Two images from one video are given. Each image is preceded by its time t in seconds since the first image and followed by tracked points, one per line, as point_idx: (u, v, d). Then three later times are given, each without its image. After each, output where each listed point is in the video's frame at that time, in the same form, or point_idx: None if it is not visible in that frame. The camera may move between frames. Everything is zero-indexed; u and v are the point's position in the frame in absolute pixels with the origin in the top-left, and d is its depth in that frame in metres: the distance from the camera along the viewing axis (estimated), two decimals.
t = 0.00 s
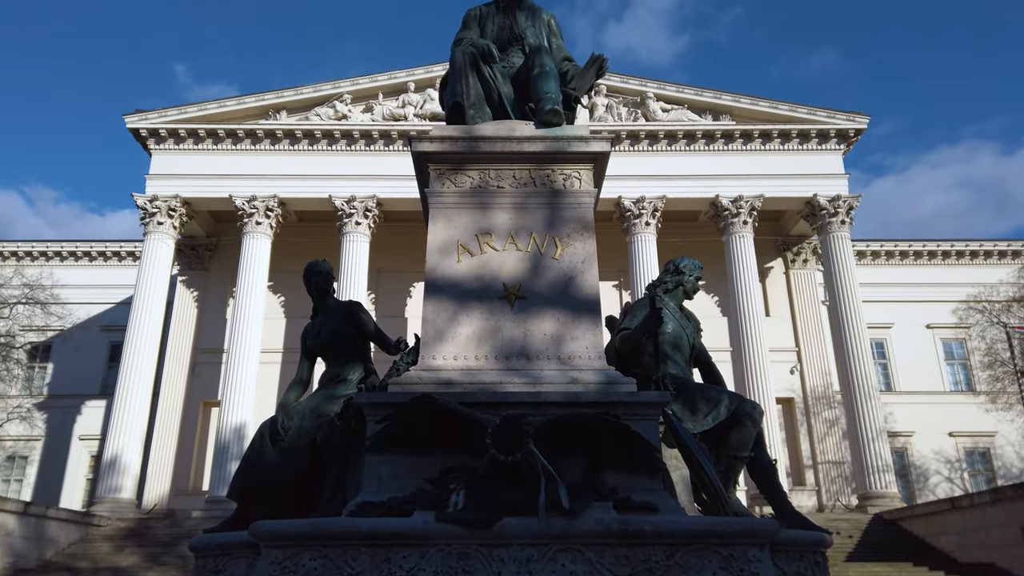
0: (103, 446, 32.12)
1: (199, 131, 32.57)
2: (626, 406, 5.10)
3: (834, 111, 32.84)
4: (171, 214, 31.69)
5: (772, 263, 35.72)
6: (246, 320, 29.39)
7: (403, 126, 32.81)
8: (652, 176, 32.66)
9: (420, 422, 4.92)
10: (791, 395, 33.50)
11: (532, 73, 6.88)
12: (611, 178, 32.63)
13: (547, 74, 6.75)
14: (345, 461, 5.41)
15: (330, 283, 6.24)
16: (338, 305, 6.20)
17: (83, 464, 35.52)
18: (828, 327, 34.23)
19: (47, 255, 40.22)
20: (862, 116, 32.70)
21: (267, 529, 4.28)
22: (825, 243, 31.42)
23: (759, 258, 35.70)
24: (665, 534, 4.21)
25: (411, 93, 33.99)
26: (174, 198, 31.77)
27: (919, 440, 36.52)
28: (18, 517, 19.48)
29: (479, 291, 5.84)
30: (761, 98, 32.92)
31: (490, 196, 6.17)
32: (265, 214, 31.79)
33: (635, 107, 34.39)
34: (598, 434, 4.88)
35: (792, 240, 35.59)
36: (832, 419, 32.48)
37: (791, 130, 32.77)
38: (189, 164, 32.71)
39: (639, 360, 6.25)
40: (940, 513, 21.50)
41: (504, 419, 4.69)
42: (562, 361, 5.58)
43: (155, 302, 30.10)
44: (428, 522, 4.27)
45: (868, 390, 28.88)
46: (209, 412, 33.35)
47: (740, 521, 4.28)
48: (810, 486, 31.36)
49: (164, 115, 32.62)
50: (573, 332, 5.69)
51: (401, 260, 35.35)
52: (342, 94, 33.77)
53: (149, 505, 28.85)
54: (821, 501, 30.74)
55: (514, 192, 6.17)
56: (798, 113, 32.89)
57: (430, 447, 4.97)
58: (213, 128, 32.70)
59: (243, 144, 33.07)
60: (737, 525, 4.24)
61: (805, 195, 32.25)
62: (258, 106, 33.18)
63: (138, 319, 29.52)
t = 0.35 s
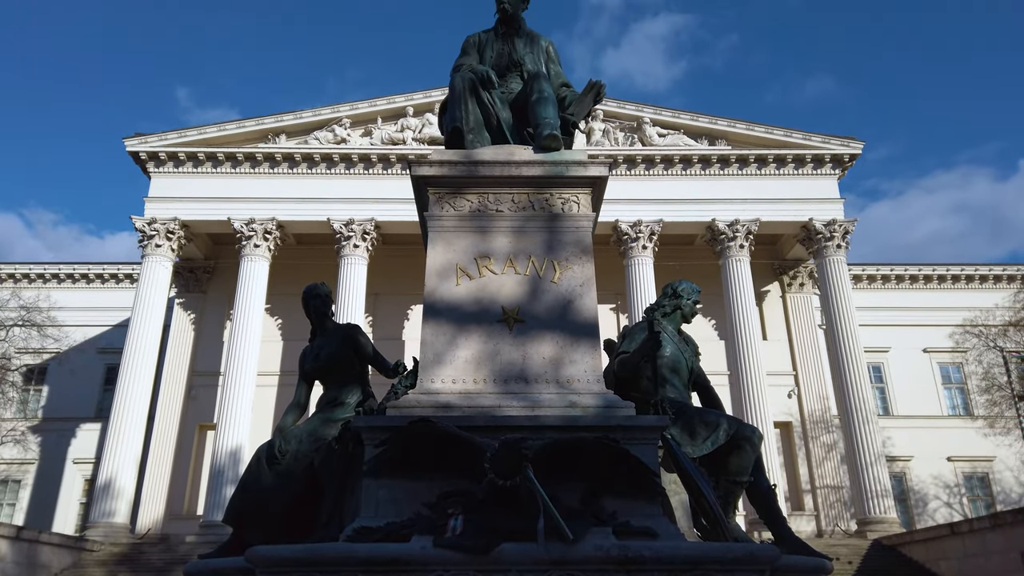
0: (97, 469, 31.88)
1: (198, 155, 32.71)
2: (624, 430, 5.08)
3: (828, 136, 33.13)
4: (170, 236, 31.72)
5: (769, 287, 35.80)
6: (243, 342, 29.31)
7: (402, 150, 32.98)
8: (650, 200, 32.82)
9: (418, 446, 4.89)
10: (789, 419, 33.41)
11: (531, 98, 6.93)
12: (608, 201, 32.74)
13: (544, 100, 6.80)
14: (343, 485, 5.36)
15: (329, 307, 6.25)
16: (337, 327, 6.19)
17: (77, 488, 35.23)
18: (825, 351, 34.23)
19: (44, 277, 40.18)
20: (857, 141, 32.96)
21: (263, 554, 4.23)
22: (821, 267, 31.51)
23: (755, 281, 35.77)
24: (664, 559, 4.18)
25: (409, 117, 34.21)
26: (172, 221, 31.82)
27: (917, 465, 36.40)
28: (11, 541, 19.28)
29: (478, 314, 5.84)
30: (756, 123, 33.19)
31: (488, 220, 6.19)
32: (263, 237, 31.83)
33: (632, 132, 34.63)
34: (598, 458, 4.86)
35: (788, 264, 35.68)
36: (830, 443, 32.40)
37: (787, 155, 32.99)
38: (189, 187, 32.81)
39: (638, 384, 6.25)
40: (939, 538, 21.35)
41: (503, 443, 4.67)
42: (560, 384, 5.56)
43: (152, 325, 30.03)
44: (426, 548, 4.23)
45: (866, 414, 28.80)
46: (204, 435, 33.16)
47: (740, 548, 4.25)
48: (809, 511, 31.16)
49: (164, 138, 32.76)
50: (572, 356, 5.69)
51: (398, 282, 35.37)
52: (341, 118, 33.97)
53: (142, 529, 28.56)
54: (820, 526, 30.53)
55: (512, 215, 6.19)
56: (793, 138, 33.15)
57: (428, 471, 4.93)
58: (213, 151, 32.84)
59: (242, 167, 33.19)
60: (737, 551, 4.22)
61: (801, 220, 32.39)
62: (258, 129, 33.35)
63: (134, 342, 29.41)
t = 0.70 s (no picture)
0: (92, 490, 31.65)
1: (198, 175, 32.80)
2: (624, 451, 5.04)
3: (825, 157, 33.34)
4: (168, 256, 31.71)
5: (767, 307, 35.83)
6: (240, 362, 29.19)
7: (401, 170, 33.09)
8: (647, 220, 32.90)
9: (416, 466, 4.85)
10: (789, 440, 33.26)
11: (530, 119, 6.96)
12: (606, 221, 32.80)
13: (543, 120, 6.83)
14: (339, 506, 5.30)
15: (327, 326, 6.23)
16: (335, 346, 6.16)
17: (71, 510, 34.93)
18: (824, 372, 34.19)
19: (41, 297, 40.10)
20: (853, 162, 33.14)
21: None
22: (819, 287, 31.55)
23: (753, 301, 35.78)
24: None
25: (408, 138, 34.38)
26: (171, 241, 31.84)
27: (917, 486, 36.20)
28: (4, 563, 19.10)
29: (477, 334, 5.82)
30: (753, 145, 33.40)
31: (488, 239, 6.19)
32: (261, 256, 31.84)
33: (629, 152, 34.80)
34: (598, 479, 4.81)
35: (786, 284, 35.71)
36: (830, 464, 32.27)
37: (784, 176, 33.14)
38: (188, 206, 32.87)
39: (637, 405, 6.22)
40: (940, 561, 21.18)
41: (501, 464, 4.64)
42: (560, 405, 5.53)
43: (148, 344, 29.93)
44: (424, 570, 4.21)
45: (865, 435, 28.66)
46: (200, 455, 32.96)
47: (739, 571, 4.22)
48: (809, 533, 30.95)
49: (164, 158, 32.88)
50: (571, 376, 5.66)
51: (396, 302, 35.34)
52: (341, 138, 34.13)
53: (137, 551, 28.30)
54: (821, 549, 30.28)
55: (511, 236, 6.19)
56: (790, 158, 33.31)
57: (426, 491, 4.88)
58: (212, 171, 32.94)
59: (241, 187, 33.27)
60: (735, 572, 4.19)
61: (798, 240, 32.46)
62: (257, 149, 33.49)
63: (131, 362, 29.29)
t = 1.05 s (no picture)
0: (87, 507, 31.44)
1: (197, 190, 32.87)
2: (623, 468, 5.01)
3: (822, 174, 33.48)
4: (166, 271, 31.70)
5: (765, 323, 35.82)
6: (238, 378, 29.11)
7: (399, 186, 33.17)
8: (645, 236, 32.95)
9: (415, 482, 4.82)
10: (788, 456, 33.13)
11: (528, 135, 6.98)
12: (604, 237, 32.86)
13: (541, 137, 6.85)
14: (337, 524, 5.26)
15: (325, 341, 6.21)
16: (333, 363, 6.14)
17: (66, 527, 34.70)
18: (823, 388, 34.15)
19: (38, 312, 40.02)
20: (850, 179, 33.29)
21: None
22: (817, 303, 31.57)
23: (752, 317, 35.76)
24: None
25: (407, 154, 34.50)
26: (169, 256, 31.83)
27: (917, 503, 36.05)
28: None
29: (475, 349, 5.81)
30: (750, 161, 33.55)
31: (486, 255, 6.19)
32: (260, 272, 31.82)
33: (627, 169, 34.92)
34: (597, 496, 4.79)
35: (784, 300, 35.72)
36: (830, 481, 32.14)
37: (781, 193, 33.26)
38: (187, 222, 32.90)
39: (636, 421, 6.20)
40: None
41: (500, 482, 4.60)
42: (558, 421, 5.50)
43: (146, 360, 29.83)
44: None
45: (865, 452, 28.58)
46: (196, 472, 32.77)
47: None
48: (809, 550, 30.80)
49: (163, 174, 32.95)
50: (569, 392, 5.64)
51: (394, 318, 35.30)
52: (340, 155, 34.23)
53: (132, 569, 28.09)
54: (821, 567, 30.11)
55: (510, 251, 6.19)
56: (787, 175, 33.44)
57: (424, 509, 4.84)
58: (211, 187, 33.00)
59: (240, 203, 33.30)
60: None
61: (796, 256, 32.50)
62: (256, 166, 33.57)
63: (128, 378, 29.18)
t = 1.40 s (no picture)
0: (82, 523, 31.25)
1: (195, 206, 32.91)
2: (622, 484, 4.99)
3: (819, 190, 33.61)
4: (164, 286, 31.66)
5: (763, 338, 35.82)
6: (235, 393, 29.02)
7: (398, 201, 33.24)
8: (644, 251, 33.00)
9: (412, 498, 4.79)
10: (787, 472, 33.03)
11: (526, 151, 7.01)
12: (602, 252, 32.90)
13: (540, 152, 6.87)
14: (334, 541, 5.20)
15: (323, 356, 6.20)
16: (330, 378, 6.12)
17: (61, 543, 34.47)
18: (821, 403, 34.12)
19: (36, 327, 39.91)
20: (847, 195, 33.41)
21: None
22: (815, 318, 31.58)
23: (750, 332, 35.76)
24: None
25: (406, 169, 34.60)
26: (167, 271, 31.81)
27: (917, 520, 35.90)
28: None
29: (474, 364, 5.80)
30: (748, 177, 33.68)
31: (484, 270, 6.19)
32: (258, 286, 31.81)
33: (625, 184, 35.03)
34: (596, 512, 4.76)
35: (783, 315, 35.73)
36: (829, 497, 32.00)
37: (779, 208, 33.36)
38: (185, 237, 32.92)
39: (635, 437, 6.18)
40: None
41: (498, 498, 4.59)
42: (556, 437, 5.48)
43: (142, 375, 29.73)
44: None
45: (864, 468, 28.49)
46: (192, 488, 32.58)
47: None
48: (808, 567, 30.64)
49: (162, 190, 33.04)
50: (567, 408, 5.62)
51: (392, 332, 35.26)
52: (339, 170, 34.34)
53: None
54: None
55: (508, 266, 6.20)
56: (784, 191, 33.59)
57: (421, 525, 4.81)
58: (210, 202, 33.07)
59: (239, 218, 33.35)
60: None
61: (794, 271, 32.55)
62: (255, 181, 33.66)
63: (125, 393, 29.07)
